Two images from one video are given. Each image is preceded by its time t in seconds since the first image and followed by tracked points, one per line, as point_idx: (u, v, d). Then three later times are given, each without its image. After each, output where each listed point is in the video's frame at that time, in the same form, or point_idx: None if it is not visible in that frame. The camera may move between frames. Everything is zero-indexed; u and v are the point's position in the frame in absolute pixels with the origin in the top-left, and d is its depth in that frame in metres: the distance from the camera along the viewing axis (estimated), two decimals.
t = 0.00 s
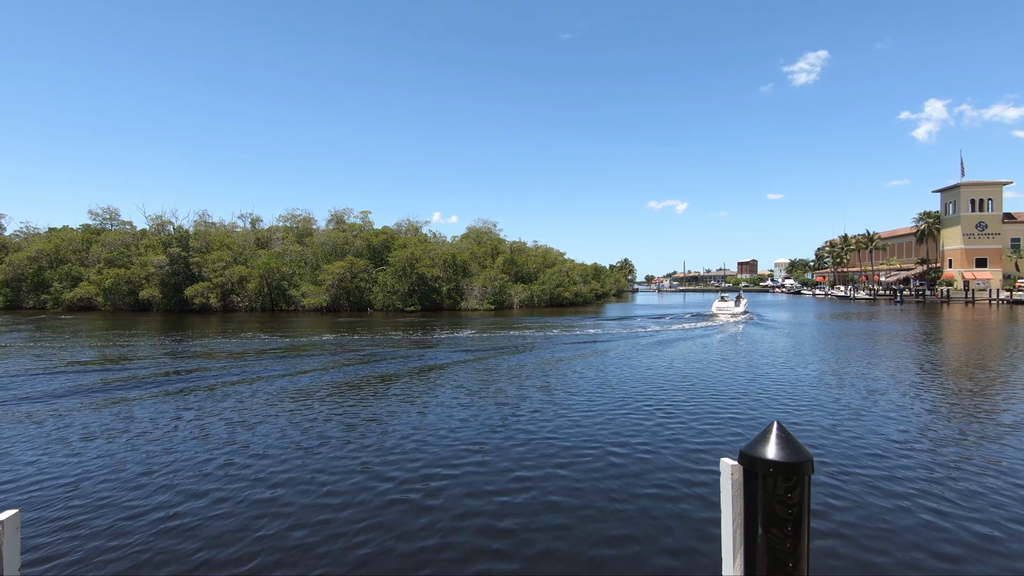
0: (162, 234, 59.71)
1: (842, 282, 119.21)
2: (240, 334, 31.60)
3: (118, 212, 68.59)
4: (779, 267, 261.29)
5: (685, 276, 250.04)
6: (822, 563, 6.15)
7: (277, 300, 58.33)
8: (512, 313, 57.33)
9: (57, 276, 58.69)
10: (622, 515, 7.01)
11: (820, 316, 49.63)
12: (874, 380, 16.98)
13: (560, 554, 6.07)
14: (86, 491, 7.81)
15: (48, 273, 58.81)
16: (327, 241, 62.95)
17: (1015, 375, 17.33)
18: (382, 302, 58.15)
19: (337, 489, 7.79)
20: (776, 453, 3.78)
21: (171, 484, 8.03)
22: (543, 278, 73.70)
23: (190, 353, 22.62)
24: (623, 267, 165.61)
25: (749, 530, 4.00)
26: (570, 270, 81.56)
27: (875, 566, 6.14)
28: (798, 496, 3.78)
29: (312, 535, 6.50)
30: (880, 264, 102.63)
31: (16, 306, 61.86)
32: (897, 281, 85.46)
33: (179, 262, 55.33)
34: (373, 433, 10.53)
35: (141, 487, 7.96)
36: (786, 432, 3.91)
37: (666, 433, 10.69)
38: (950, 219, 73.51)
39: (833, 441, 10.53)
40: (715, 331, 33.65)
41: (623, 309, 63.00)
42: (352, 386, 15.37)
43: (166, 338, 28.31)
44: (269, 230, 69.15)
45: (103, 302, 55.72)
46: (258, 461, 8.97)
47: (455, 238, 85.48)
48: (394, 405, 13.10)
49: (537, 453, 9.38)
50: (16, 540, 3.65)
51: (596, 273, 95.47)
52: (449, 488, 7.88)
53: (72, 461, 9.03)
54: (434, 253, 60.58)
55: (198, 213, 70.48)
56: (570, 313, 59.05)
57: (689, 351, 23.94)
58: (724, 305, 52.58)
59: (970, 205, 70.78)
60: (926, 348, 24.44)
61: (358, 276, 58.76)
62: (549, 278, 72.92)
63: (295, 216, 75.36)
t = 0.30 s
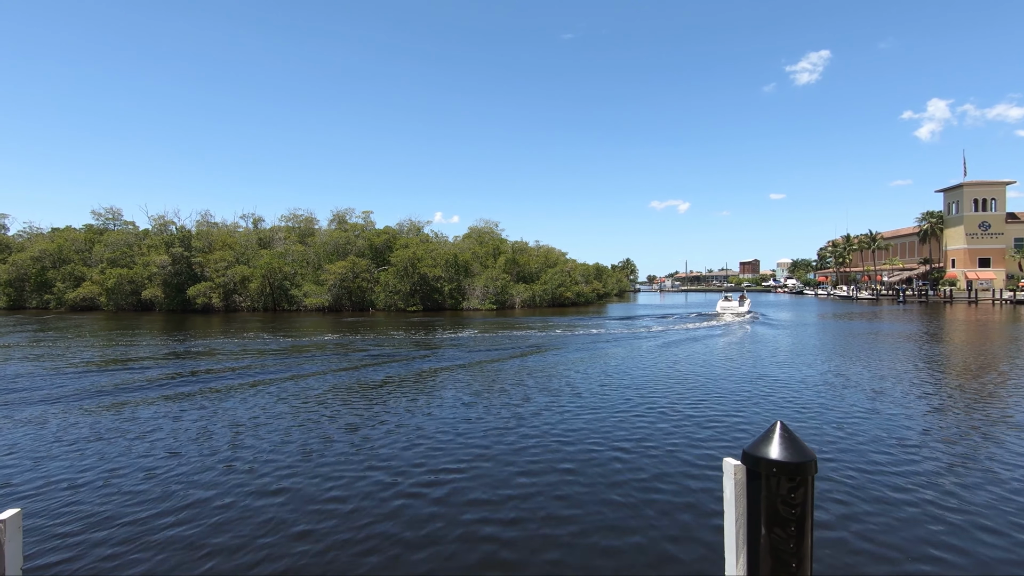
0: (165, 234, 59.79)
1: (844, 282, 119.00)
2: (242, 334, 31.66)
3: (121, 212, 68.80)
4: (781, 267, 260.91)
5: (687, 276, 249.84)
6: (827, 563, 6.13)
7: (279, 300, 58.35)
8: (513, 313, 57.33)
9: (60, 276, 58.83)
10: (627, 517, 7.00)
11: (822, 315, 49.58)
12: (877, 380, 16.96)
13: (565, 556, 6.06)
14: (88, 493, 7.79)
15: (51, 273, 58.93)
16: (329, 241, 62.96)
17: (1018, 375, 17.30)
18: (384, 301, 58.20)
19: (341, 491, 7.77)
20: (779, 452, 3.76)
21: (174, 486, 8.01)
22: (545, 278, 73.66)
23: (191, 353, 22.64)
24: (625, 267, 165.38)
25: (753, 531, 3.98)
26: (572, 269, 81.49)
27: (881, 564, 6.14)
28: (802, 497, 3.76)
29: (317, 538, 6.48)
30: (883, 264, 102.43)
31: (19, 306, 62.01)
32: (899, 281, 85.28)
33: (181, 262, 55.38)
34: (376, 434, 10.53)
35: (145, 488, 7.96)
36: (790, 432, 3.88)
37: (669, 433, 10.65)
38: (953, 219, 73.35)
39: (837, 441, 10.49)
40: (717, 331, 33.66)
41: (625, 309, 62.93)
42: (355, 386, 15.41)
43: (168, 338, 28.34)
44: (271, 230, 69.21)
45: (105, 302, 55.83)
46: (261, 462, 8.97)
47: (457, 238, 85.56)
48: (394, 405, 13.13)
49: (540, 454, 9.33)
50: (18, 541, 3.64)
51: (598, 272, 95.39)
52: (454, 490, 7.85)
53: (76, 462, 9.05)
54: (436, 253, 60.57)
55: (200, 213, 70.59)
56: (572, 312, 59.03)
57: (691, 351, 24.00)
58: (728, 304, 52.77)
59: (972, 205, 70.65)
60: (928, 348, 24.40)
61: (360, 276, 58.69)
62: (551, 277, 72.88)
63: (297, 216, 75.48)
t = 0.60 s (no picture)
0: (167, 234, 59.91)
1: (847, 282, 118.80)
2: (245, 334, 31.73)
3: (123, 212, 69.08)
4: (783, 267, 260.52)
5: (689, 276, 249.57)
6: (834, 565, 6.10)
7: (281, 300, 58.44)
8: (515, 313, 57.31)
9: (63, 275, 59.03)
10: (631, 518, 6.98)
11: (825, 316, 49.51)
12: (880, 380, 16.93)
13: (570, 558, 6.02)
14: (91, 494, 7.79)
15: (54, 273, 59.14)
16: (331, 241, 63.04)
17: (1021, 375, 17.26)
18: (386, 301, 58.21)
19: (344, 492, 7.76)
20: (782, 453, 3.75)
21: (177, 487, 8.02)
22: (547, 278, 73.63)
23: (194, 353, 22.68)
24: (627, 267, 165.44)
25: (754, 531, 3.98)
26: (574, 269, 81.49)
27: (888, 566, 6.10)
28: (805, 497, 3.75)
29: (320, 539, 6.47)
30: (885, 264, 102.21)
31: (22, 306, 62.25)
32: (902, 281, 85.07)
33: (184, 262, 55.48)
34: (379, 435, 10.53)
35: (148, 489, 7.94)
36: (793, 433, 3.87)
37: (674, 434, 10.61)
38: (956, 219, 73.16)
39: (841, 442, 10.46)
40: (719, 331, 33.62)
41: (627, 309, 62.89)
42: (358, 387, 15.44)
43: (170, 339, 28.40)
44: (273, 230, 69.34)
45: (108, 302, 55.98)
46: (265, 463, 8.96)
47: (459, 237, 85.64)
48: (397, 405, 13.16)
49: (544, 455, 9.30)
50: (22, 540, 3.64)
51: (600, 273, 95.37)
52: (458, 491, 7.84)
53: (79, 462, 9.06)
54: (438, 253, 60.54)
55: (203, 214, 70.75)
56: (574, 313, 59.04)
57: (693, 351, 24.03)
58: (732, 304, 53.02)
59: (975, 205, 70.46)
60: (931, 348, 24.35)
61: (362, 276, 58.67)
62: (552, 278, 72.88)
63: (299, 216, 75.63)
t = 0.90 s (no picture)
0: (170, 234, 60.04)
1: (849, 282, 118.57)
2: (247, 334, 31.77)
3: (126, 212, 69.31)
4: (785, 267, 260.16)
5: (691, 276, 249.37)
6: (840, 567, 6.04)
7: (283, 300, 58.53)
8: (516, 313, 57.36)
9: (66, 276, 59.19)
10: (635, 521, 6.94)
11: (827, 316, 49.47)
12: (883, 380, 16.91)
13: (574, 561, 5.99)
14: (92, 494, 7.79)
15: (57, 273, 59.30)
16: (332, 241, 63.10)
17: None
18: (388, 302, 58.25)
19: (347, 492, 7.80)
20: (783, 454, 3.74)
21: (179, 489, 8.00)
22: (549, 278, 73.58)
23: (196, 353, 22.74)
24: (628, 267, 165.46)
25: (757, 533, 3.97)
26: (576, 269, 81.50)
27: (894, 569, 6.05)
28: (807, 498, 3.74)
29: (322, 541, 6.46)
30: (888, 264, 101.96)
31: (25, 306, 62.46)
32: (905, 281, 84.88)
33: (186, 262, 55.63)
34: (381, 437, 10.50)
35: (150, 490, 7.94)
36: (794, 434, 3.86)
37: (677, 436, 10.57)
38: (959, 219, 72.96)
39: (845, 443, 10.41)
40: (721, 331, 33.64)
41: (629, 309, 62.84)
42: (360, 387, 15.47)
43: (172, 339, 28.43)
44: (275, 230, 69.49)
45: (111, 302, 56.08)
46: (267, 464, 8.95)
47: (461, 237, 85.66)
48: (399, 406, 13.18)
49: (547, 457, 9.28)
50: (25, 540, 3.65)
51: (602, 273, 95.35)
52: (461, 493, 7.82)
53: (80, 463, 9.05)
54: (439, 253, 60.57)
55: (205, 214, 70.92)
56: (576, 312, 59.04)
57: (693, 351, 24.09)
58: (735, 304, 53.19)
59: (978, 205, 70.30)
60: (934, 348, 24.31)
61: (363, 276, 58.73)
62: (554, 278, 72.88)
63: (301, 216, 75.77)
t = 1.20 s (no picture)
0: (172, 234, 60.14)
1: (852, 282, 118.25)
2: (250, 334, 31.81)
3: (128, 212, 69.50)
4: (787, 267, 259.54)
5: (693, 276, 249.10)
6: (846, 569, 6.01)
7: (285, 300, 58.63)
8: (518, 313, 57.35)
9: (68, 276, 59.39)
10: (640, 523, 6.90)
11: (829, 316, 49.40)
12: (885, 380, 16.90)
13: (578, 563, 5.98)
14: (97, 495, 7.82)
15: (60, 273, 59.48)
16: (334, 241, 63.17)
17: None
18: (390, 302, 58.27)
19: (350, 494, 7.83)
20: (786, 454, 3.72)
21: (182, 491, 8.00)
22: (550, 278, 73.51)
23: (199, 353, 22.79)
24: (630, 267, 165.41)
25: (759, 533, 3.96)
26: (578, 269, 81.44)
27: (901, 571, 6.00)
28: (810, 499, 3.72)
29: (325, 542, 6.48)
30: (891, 264, 101.74)
31: (28, 306, 62.66)
32: (907, 281, 84.68)
33: (188, 262, 55.72)
34: (383, 438, 10.50)
35: (153, 493, 7.94)
36: (796, 434, 3.84)
37: (682, 437, 10.52)
38: (962, 219, 72.76)
39: (850, 443, 10.39)
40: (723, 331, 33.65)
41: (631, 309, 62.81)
42: (361, 388, 15.53)
43: (173, 338, 28.42)
44: (277, 230, 69.58)
45: (113, 302, 56.17)
46: (271, 466, 8.95)
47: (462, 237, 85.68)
48: (399, 406, 13.22)
49: (551, 458, 9.25)
50: (26, 541, 3.66)
51: (603, 273, 95.30)
52: (465, 495, 7.80)
53: (83, 464, 9.09)
54: (441, 253, 60.55)
55: (207, 214, 71.08)
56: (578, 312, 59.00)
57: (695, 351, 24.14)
58: (738, 304, 53.12)
59: (981, 205, 70.07)
60: (937, 348, 24.26)
61: (365, 276, 58.79)
62: (556, 278, 72.81)
63: (303, 216, 75.88)
